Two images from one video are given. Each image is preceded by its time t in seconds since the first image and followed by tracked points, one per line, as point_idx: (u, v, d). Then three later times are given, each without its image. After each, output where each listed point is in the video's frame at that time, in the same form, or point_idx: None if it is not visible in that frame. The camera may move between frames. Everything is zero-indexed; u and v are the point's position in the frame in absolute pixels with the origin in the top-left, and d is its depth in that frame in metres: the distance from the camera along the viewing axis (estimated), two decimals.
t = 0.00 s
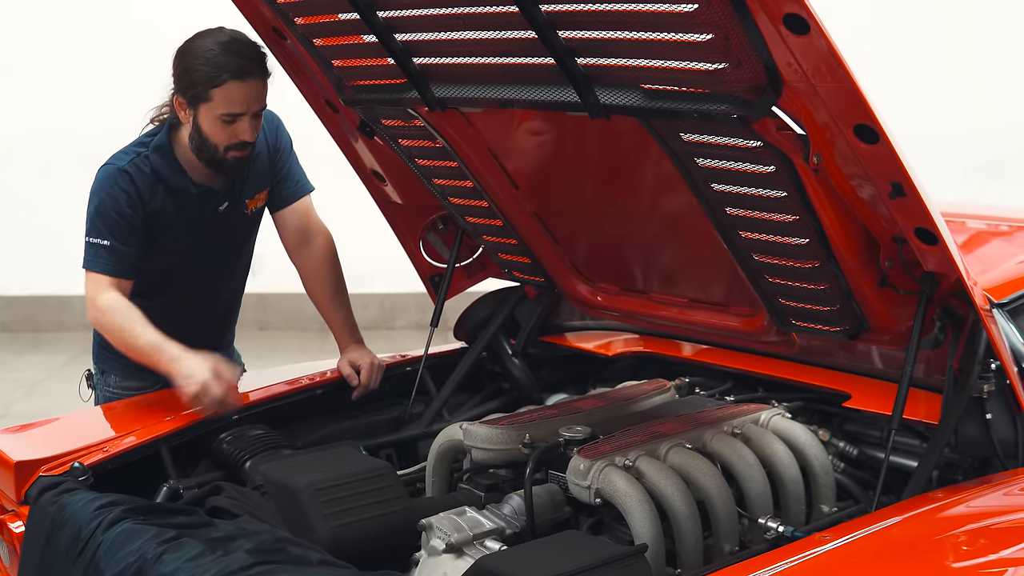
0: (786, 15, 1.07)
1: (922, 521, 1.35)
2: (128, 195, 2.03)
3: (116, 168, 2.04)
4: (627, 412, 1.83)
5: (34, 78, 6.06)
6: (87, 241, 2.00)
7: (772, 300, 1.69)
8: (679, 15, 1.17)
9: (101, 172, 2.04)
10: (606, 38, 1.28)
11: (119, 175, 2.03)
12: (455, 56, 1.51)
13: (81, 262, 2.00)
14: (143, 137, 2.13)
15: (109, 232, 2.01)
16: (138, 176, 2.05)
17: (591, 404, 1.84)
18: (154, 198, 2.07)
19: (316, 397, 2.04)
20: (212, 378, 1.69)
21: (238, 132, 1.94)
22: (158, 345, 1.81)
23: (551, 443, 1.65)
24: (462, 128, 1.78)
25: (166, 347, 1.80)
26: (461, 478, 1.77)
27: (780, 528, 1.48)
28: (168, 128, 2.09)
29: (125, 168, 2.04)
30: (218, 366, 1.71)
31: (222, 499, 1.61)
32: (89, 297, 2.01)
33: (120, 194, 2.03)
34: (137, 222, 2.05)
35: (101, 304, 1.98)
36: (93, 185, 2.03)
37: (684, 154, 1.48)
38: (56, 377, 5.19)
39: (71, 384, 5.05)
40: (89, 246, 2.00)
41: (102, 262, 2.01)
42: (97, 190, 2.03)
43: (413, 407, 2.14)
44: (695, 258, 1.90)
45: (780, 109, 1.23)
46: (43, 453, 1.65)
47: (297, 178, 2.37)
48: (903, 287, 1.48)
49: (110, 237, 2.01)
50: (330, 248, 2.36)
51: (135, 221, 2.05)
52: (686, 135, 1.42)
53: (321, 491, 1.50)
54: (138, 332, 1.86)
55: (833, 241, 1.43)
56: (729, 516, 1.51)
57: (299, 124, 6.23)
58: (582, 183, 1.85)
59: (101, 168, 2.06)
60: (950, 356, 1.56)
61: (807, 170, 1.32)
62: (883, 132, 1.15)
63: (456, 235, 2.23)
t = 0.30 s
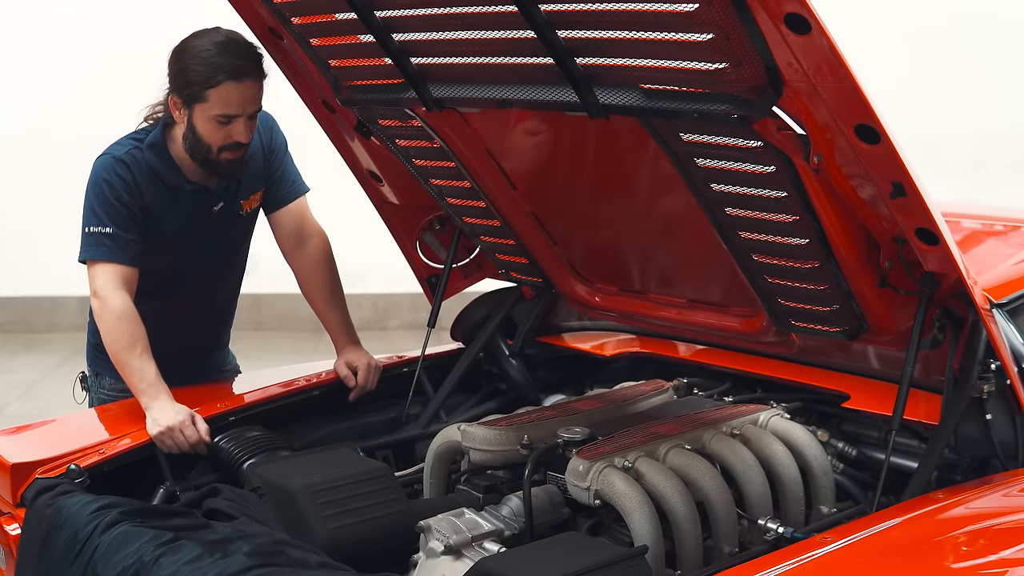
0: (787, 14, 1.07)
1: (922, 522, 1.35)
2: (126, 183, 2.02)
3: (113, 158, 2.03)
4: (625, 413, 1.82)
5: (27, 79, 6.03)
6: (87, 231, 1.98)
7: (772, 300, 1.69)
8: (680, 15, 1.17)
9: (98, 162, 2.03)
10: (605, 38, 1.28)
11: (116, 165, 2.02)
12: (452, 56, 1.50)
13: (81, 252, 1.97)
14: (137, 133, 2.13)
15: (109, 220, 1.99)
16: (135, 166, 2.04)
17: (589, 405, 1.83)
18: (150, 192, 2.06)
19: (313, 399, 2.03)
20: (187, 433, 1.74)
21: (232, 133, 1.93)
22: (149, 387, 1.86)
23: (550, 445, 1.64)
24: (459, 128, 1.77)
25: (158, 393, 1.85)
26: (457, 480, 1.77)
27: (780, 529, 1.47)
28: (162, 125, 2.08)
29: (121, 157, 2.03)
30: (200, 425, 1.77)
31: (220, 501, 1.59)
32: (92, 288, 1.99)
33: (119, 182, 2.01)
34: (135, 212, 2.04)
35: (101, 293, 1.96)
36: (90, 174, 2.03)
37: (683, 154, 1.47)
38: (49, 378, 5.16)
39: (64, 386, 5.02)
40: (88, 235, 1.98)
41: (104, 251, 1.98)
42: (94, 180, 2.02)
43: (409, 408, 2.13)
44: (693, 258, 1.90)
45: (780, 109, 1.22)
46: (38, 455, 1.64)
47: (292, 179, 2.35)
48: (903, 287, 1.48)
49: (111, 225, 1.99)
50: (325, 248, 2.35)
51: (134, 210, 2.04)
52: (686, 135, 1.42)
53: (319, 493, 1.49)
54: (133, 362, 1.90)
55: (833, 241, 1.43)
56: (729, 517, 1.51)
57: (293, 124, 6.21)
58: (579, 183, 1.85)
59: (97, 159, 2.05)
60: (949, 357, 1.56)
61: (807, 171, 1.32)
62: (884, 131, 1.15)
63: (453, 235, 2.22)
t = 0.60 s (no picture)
0: (793, 14, 1.06)
1: (927, 523, 1.34)
2: (128, 178, 2.01)
3: (115, 153, 2.02)
4: (629, 414, 1.82)
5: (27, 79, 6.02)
6: (92, 225, 1.95)
7: (777, 300, 1.68)
8: (686, 15, 1.16)
9: (99, 158, 2.02)
10: (611, 38, 1.27)
11: (118, 160, 2.01)
12: (455, 56, 1.50)
13: (87, 247, 1.95)
14: (137, 130, 2.12)
15: (115, 213, 1.98)
16: (137, 162, 2.03)
17: (593, 406, 1.83)
18: (151, 189, 2.05)
19: (315, 400, 2.03)
20: (190, 434, 1.74)
21: (231, 133, 1.92)
22: (154, 386, 1.85)
23: (554, 446, 1.63)
24: (462, 128, 1.77)
25: (163, 392, 1.85)
26: (461, 481, 1.77)
27: (785, 530, 1.47)
28: (163, 124, 2.08)
29: (123, 154, 2.02)
30: (202, 425, 1.77)
31: (222, 503, 1.58)
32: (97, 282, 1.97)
33: (121, 178, 2.01)
34: (138, 207, 2.03)
35: (109, 288, 1.94)
36: (91, 170, 2.01)
37: (688, 154, 1.47)
38: (48, 379, 5.15)
39: (63, 386, 5.01)
40: (93, 230, 1.95)
41: (111, 245, 1.96)
42: (96, 175, 2.01)
43: (412, 408, 2.12)
44: (696, 258, 1.89)
45: (787, 109, 1.22)
46: (41, 457, 1.64)
47: (293, 180, 2.35)
48: (908, 287, 1.48)
49: (116, 219, 1.97)
50: (327, 249, 2.34)
51: (136, 205, 2.03)
52: (691, 135, 1.42)
53: (323, 495, 1.49)
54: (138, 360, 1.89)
55: (839, 242, 1.42)
56: (734, 519, 1.50)
57: (292, 124, 6.21)
58: (582, 184, 1.84)
59: (98, 155, 2.04)
60: (954, 357, 1.55)
61: (813, 171, 1.31)
62: (891, 131, 1.15)
63: (455, 235, 2.22)
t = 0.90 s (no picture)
0: (793, 12, 1.06)
1: (926, 523, 1.34)
2: (122, 179, 2.01)
3: (110, 154, 2.01)
4: (626, 414, 1.81)
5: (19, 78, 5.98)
6: (87, 226, 1.95)
7: (774, 300, 1.68)
8: (685, 14, 1.16)
9: (93, 159, 2.02)
10: (608, 37, 1.27)
11: (113, 161, 2.01)
12: (452, 55, 1.49)
13: (81, 247, 1.94)
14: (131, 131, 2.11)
15: (109, 214, 1.97)
16: (131, 163, 2.02)
17: (590, 406, 1.82)
18: (145, 190, 2.04)
19: (311, 401, 2.02)
20: (189, 434, 1.74)
21: (226, 132, 1.91)
22: (148, 387, 1.83)
23: (552, 447, 1.63)
24: (460, 128, 1.76)
25: (158, 392, 1.83)
26: (457, 482, 1.75)
27: (783, 530, 1.47)
28: (158, 123, 2.07)
29: (118, 155, 2.02)
30: (201, 425, 1.77)
31: (218, 504, 1.57)
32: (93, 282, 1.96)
33: (115, 178, 2.00)
34: (133, 208, 2.02)
35: (105, 289, 1.92)
36: (85, 171, 2.01)
37: (686, 154, 1.46)
38: (42, 379, 5.13)
39: (58, 387, 4.99)
40: (88, 231, 1.95)
41: (105, 246, 1.95)
42: (90, 175, 2.00)
43: (408, 409, 2.12)
44: (693, 258, 1.89)
45: (785, 108, 1.21)
46: (35, 458, 1.62)
47: (288, 179, 2.34)
48: (907, 287, 1.47)
49: (110, 220, 1.97)
50: (322, 249, 2.33)
51: (131, 206, 2.02)
52: (689, 135, 1.41)
53: (319, 496, 1.49)
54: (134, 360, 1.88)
55: (837, 242, 1.42)
56: (732, 519, 1.50)
57: (286, 124, 6.19)
58: (579, 183, 1.84)
59: (93, 156, 2.03)
60: (952, 357, 1.55)
61: (812, 170, 1.31)
62: (890, 130, 1.15)
63: (451, 235, 2.21)
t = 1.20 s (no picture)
0: (796, 10, 1.05)
1: (928, 523, 1.34)
2: (119, 180, 1.99)
3: (107, 155, 2.00)
4: (626, 415, 1.80)
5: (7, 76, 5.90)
6: (83, 227, 1.94)
7: (775, 300, 1.68)
8: (687, 12, 1.15)
9: (90, 160, 2.00)
10: (610, 35, 1.26)
11: (110, 161, 1.99)
12: (452, 54, 1.48)
13: (77, 249, 1.93)
14: (128, 130, 2.09)
15: (106, 216, 1.96)
16: (129, 164, 2.01)
17: (589, 407, 1.81)
18: (143, 192, 2.03)
19: (309, 402, 2.01)
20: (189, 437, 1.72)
21: (224, 131, 1.90)
22: (145, 390, 1.81)
23: (552, 447, 1.62)
24: (459, 127, 1.75)
25: (155, 395, 1.81)
26: (457, 483, 1.74)
27: (785, 531, 1.46)
28: (155, 123, 2.05)
29: (115, 155, 2.00)
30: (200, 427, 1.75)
31: (217, 506, 1.56)
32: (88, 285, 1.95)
33: (113, 179, 1.99)
34: (130, 209, 2.01)
35: (99, 290, 1.92)
36: (82, 173, 2.00)
37: (687, 153, 1.46)
38: (37, 380, 5.11)
39: (53, 388, 4.97)
40: (84, 233, 1.94)
41: (101, 248, 1.94)
42: (87, 177, 1.99)
43: (407, 409, 2.10)
44: (692, 258, 1.88)
45: (788, 107, 1.21)
46: (32, 460, 1.61)
47: (286, 179, 2.33)
48: (909, 286, 1.47)
49: (107, 221, 1.96)
50: (320, 249, 2.31)
51: (129, 207, 2.01)
52: (691, 134, 1.41)
53: (318, 497, 1.48)
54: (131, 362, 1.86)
55: (839, 241, 1.41)
56: (733, 520, 1.49)
57: (282, 124, 6.17)
58: (577, 183, 1.83)
59: (89, 156, 2.02)
60: (954, 357, 1.54)
61: (814, 169, 1.30)
62: (894, 129, 1.14)
63: (450, 235, 2.20)
